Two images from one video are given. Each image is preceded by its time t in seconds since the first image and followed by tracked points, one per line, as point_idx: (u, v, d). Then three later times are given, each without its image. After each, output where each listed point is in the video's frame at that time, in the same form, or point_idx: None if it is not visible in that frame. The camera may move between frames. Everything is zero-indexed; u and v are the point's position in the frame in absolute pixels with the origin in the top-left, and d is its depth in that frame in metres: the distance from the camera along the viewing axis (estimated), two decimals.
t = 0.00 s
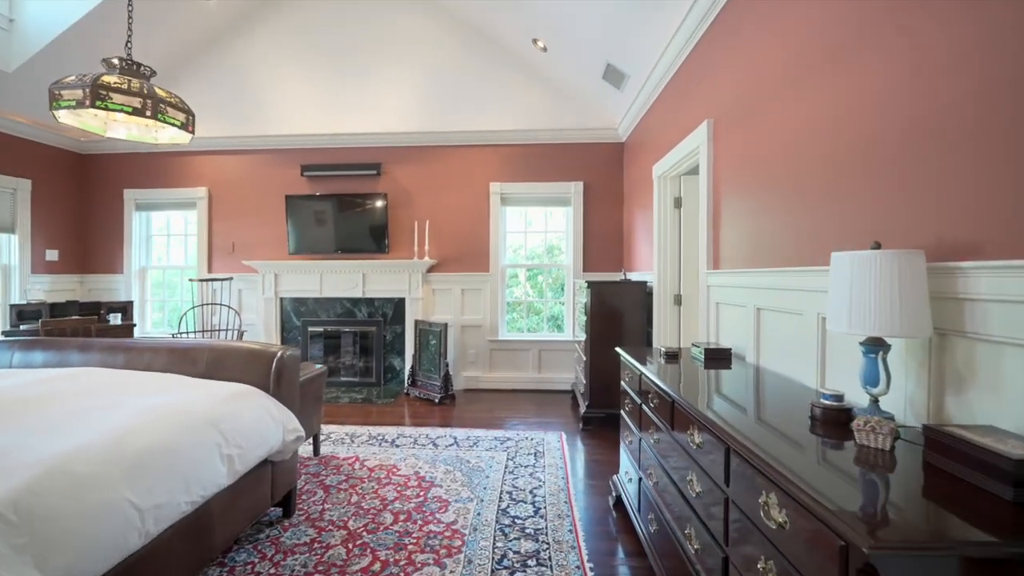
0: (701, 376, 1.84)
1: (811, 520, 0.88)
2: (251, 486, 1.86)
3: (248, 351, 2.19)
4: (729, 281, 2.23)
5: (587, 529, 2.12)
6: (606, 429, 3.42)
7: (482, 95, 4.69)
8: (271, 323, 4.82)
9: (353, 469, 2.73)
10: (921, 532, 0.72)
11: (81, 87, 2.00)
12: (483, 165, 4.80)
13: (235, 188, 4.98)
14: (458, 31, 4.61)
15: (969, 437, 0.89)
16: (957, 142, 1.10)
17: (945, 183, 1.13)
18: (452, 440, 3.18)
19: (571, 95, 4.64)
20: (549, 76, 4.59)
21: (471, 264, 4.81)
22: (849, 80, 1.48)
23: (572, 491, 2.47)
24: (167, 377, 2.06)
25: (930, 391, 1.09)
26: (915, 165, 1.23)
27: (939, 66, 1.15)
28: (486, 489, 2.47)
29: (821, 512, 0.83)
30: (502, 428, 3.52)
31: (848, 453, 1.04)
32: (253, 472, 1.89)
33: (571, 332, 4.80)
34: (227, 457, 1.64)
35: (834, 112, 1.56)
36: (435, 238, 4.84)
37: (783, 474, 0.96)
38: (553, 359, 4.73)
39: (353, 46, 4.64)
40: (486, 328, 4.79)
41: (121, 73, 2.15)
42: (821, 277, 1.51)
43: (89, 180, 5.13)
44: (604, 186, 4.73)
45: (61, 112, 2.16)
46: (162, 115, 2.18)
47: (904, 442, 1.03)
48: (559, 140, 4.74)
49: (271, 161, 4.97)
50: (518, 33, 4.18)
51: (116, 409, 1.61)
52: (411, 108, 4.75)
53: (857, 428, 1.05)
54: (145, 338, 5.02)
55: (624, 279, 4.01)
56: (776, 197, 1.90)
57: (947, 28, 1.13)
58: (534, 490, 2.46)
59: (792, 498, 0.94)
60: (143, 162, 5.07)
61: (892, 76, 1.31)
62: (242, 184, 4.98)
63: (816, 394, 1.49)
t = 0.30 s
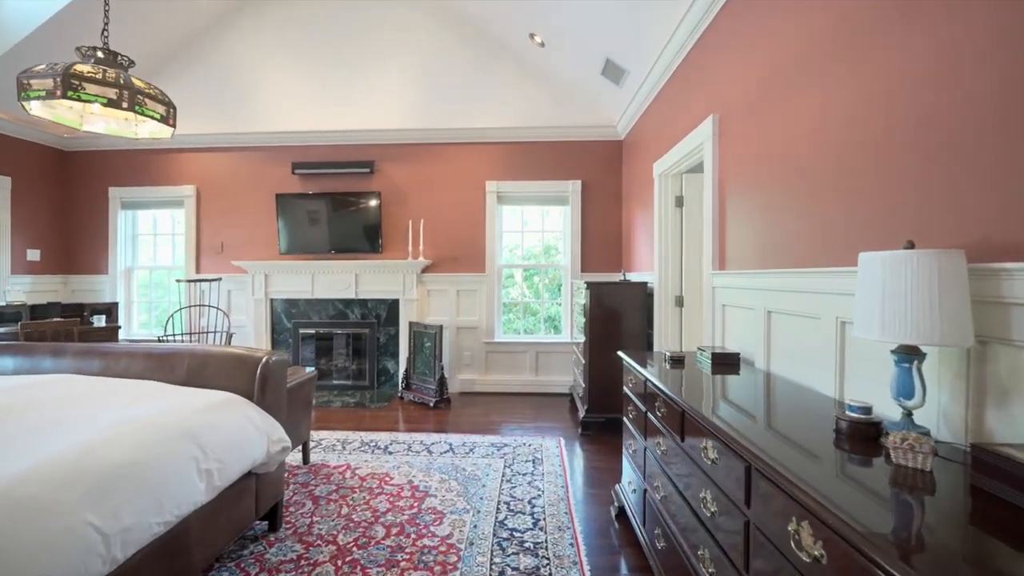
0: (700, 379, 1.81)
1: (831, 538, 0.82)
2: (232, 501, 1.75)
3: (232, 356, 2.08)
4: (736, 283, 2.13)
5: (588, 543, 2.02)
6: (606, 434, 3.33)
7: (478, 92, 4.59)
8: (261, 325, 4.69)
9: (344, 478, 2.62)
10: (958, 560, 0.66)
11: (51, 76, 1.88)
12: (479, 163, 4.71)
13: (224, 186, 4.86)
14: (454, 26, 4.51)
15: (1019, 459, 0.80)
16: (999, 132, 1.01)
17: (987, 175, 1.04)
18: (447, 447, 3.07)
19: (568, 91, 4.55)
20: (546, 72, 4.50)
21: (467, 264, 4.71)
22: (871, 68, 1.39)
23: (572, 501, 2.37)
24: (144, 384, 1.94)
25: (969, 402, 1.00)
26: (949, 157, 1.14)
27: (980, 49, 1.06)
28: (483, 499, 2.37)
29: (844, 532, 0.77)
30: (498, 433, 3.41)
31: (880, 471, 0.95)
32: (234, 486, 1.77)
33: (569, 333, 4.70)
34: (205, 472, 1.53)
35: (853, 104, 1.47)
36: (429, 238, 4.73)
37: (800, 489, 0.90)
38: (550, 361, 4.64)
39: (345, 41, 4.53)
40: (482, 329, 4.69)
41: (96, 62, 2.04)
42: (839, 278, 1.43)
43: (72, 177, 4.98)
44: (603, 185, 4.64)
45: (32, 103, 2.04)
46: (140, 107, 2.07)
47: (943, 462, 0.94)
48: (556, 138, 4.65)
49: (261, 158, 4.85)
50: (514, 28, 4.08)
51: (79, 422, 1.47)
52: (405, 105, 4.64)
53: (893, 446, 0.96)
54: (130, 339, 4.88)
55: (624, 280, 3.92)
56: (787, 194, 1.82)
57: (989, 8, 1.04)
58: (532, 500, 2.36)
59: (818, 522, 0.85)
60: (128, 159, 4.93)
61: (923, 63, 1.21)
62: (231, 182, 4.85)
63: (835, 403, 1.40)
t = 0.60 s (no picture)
0: (708, 386, 1.70)
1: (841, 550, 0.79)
2: (215, 514, 1.65)
3: (216, 360, 1.98)
4: (745, 283, 2.05)
5: (591, 555, 1.93)
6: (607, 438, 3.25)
7: (475, 88, 4.50)
8: (254, 326, 4.59)
9: (337, 486, 2.52)
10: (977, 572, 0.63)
11: (24, 64, 1.78)
12: (476, 161, 4.61)
13: (217, 184, 4.75)
14: (450, 21, 4.40)
15: None
16: (1017, 127, 0.97)
17: (1000, 172, 1.00)
18: (443, 452, 2.98)
19: (568, 87, 4.46)
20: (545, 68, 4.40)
21: (464, 264, 4.62)
22: (883, 59, 1.33)
23: (574, 509, 2.28)
24: (122, 390, 1.85)
25: (1014, 414, 0.92)
26: (959, 153, 1.10)
27: (992, 42, 1.01)
28: (480, 508, 2.28)
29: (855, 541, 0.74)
30: (497, 437, 3.32)
31: (916, 489, 0.86)
32: (218, 497, 1.68)
33: (569, 334, 4.62)
34: (184, 485, 1.44)
35: (863, 96, 1.40)
36: (426, 237, 4.64)
37: (820, 506, 0.83)
38: (550, 363, 4.55)
39: (339, 36, 4.42)
40: (480, 331, 4.60)
41: (73, 50, 1.93)
42: (849, 278, 1.39)
43: (61, 175, 4.87)
44: (603, 183, 4.55)
45: (6, 93, 1.95)
46: (120, 98, 1.97)
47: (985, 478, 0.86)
48: (555, 135, 4.56)
49: (254, 155, 4.74)
50: (513, 23, 3.98)
51: (43, 437, 1.35)
52: (400, 101, 4.55)
53: (935, 464, 0.87)
54: (120, 340, 4.77)
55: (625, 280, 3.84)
56: (790, 193, 1.78)
57: None
58: (532, 509, 2.27)
59: (843, 544, 0.79)
60: (118, 157, 4.82)
61: (933, 56, 1.16)
62: (223, 180, 4.75)
63: (856, 411, 1.31)
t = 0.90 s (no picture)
0: (716, 391, 1.58)
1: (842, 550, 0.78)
2: (193, 531, 1.54)
3: (198, 363, 1.88)
4: (756, 283, 1.95)
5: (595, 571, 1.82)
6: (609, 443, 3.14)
7: (473, 83, 4.40)
8: (246, 328, 4.48)
9: (328, 495, 2.41)
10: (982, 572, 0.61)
11: None
12: (474, 157, 4.51)
13: (209, 181, 4.64)
14: (448, 14, 4.30)
15: None
16: (1017, 126, 0.96)
17: (999, 172, 1.00)
18: (440, 458, 2.87)
19: (568, 82, 4.36)
20: (545, 63, 4.30)
21: (462, 263, 4.51)
22: (906, 42, 1.24)
23: (576, 520, 2.17)
24: (97, 396, 1.74)
25: None
26: (959, 153, 1.09)
27: (994, 41, 1.00)
28: (478, 518, 2.17)
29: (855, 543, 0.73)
30: (495, 442, 3.22)
31: (969, 513, 0.76)
32: (196, 512, 1.56)
33: (569, 335, 4.51)
34: (157, 501, 1.33)
35: (884, 83, 1.31)
36: (424, 235, 4.53)
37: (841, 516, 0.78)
38: (550, 364, 4.45)
39: (334, 29, 4.31)
40: (479, 332, 4.49)
41: (47, 35, 1.82)
42: (857, 278, 1.36)
43: (50, 172, 4.75)
44: (605, 180, 4.45)
45: None
46: (95, 87, 1.86)
47: None
48: (555, 131, 4.45)
49: (247, 152, 4.64)
50: (511, 15, 3.88)
51: None
52: (396, 97, 4.44)
53: (998, 491, 0.77)
54: (110, 342, 4.65)
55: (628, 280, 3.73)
56: (797, 189, 1.72)
57: None
58: (532, 520, 2.16)
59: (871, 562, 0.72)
60: (107, 153, 4.71)
61: (934, 55, 1.15)
62: (216, 177, 4.64)
63: (887, 422, 1.20)
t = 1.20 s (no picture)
0: (728, 402, 1.46)
1: (839, 546, 0.78)
2: (165, 555, 1.41)
3: (176, 371, 1.75)
4: (771, 284, 1.84)
5: None
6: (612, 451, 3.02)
7: (472, 79, 4.28)
8: (239, 329, 4.35)
9: (319, 507, 2.29)
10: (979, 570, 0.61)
11: None
12: (473, 155, 4.39)
13: (200, 179, 4.51)
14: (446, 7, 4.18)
15: None
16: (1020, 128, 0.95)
17: (1006, 174, 0.99)
18: (437, 467, 2.75)
19: (570, 77, 4.24)
20: (546, 57, 4.18)
21: (460, 263, 4.39)
22: (940, 25, 1.14)
23: (580, 535, 2.06)
24: (66, 407, 1.62)
25: None
26: (960, 153, 1.09)
27: (994, 41, 1.01)
28: (476, 534, 2.05)
29: (853, 538, 0.74)
30: (494, 449, 3.10)
31: None
32: (169, 534, 1.44)
33: (570, 337, 4.39)
34: (122, 525, 1.21)
35: (910, 74, 1.23)
36: (421, 234, 4.41)
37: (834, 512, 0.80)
38: (551, 367, 4.33)
39: (329, 22, 4.19)
40: (478, 334, 4.37)
41: (12, 19, 1.70)
42: (865, 279, 1.34)
43: (39, 171, 4.64)
44: (608, 178, 4.33)
45: None
46: (65, 75, 1.74)
47: None
48: (556, 128, 4.33)
49: (239, 149, 4.51)
50: (511, 7, 3.76)
51: None
52: (393, 93, 4.32)
53: None
54: (98, 344, 4.53)
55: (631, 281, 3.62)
56: (813, 187, 1.64)
57: None
58: (533, 535, 2.04)
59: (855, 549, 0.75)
60: (96, 150, 4.59)
61: (937, 55, 1.15)
62: (207, 175, 4.51)
63: (925, 440, 1.09)
